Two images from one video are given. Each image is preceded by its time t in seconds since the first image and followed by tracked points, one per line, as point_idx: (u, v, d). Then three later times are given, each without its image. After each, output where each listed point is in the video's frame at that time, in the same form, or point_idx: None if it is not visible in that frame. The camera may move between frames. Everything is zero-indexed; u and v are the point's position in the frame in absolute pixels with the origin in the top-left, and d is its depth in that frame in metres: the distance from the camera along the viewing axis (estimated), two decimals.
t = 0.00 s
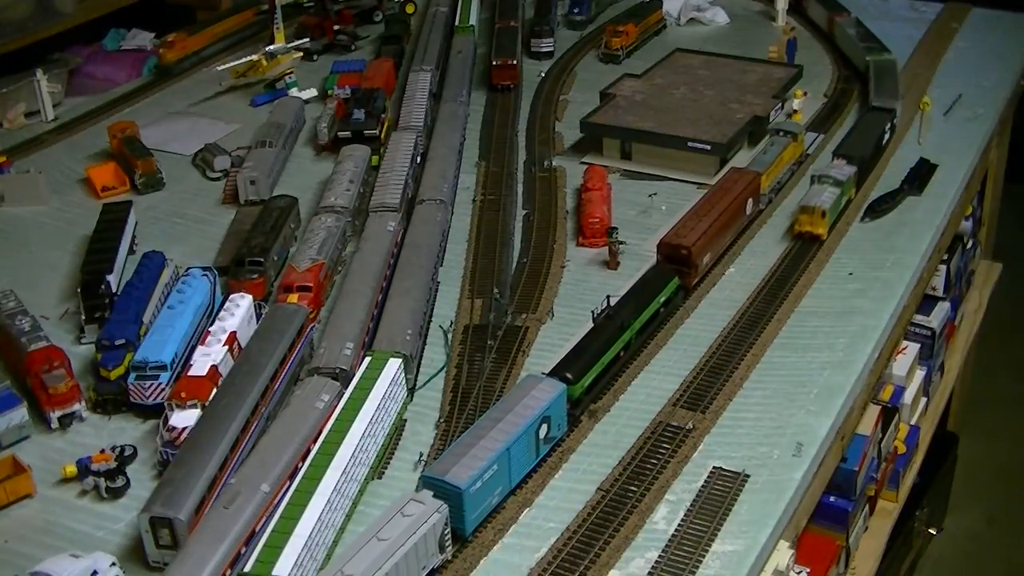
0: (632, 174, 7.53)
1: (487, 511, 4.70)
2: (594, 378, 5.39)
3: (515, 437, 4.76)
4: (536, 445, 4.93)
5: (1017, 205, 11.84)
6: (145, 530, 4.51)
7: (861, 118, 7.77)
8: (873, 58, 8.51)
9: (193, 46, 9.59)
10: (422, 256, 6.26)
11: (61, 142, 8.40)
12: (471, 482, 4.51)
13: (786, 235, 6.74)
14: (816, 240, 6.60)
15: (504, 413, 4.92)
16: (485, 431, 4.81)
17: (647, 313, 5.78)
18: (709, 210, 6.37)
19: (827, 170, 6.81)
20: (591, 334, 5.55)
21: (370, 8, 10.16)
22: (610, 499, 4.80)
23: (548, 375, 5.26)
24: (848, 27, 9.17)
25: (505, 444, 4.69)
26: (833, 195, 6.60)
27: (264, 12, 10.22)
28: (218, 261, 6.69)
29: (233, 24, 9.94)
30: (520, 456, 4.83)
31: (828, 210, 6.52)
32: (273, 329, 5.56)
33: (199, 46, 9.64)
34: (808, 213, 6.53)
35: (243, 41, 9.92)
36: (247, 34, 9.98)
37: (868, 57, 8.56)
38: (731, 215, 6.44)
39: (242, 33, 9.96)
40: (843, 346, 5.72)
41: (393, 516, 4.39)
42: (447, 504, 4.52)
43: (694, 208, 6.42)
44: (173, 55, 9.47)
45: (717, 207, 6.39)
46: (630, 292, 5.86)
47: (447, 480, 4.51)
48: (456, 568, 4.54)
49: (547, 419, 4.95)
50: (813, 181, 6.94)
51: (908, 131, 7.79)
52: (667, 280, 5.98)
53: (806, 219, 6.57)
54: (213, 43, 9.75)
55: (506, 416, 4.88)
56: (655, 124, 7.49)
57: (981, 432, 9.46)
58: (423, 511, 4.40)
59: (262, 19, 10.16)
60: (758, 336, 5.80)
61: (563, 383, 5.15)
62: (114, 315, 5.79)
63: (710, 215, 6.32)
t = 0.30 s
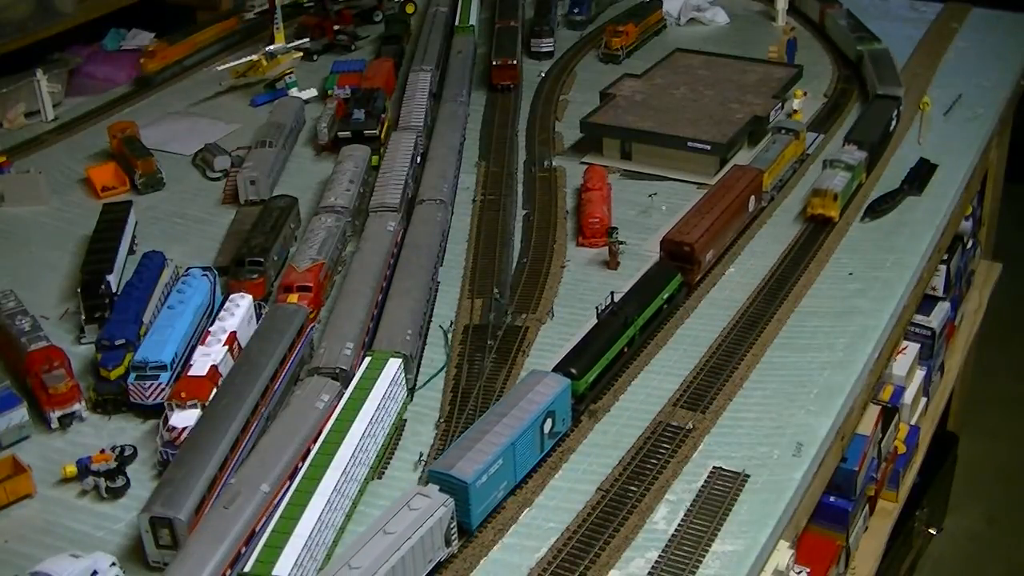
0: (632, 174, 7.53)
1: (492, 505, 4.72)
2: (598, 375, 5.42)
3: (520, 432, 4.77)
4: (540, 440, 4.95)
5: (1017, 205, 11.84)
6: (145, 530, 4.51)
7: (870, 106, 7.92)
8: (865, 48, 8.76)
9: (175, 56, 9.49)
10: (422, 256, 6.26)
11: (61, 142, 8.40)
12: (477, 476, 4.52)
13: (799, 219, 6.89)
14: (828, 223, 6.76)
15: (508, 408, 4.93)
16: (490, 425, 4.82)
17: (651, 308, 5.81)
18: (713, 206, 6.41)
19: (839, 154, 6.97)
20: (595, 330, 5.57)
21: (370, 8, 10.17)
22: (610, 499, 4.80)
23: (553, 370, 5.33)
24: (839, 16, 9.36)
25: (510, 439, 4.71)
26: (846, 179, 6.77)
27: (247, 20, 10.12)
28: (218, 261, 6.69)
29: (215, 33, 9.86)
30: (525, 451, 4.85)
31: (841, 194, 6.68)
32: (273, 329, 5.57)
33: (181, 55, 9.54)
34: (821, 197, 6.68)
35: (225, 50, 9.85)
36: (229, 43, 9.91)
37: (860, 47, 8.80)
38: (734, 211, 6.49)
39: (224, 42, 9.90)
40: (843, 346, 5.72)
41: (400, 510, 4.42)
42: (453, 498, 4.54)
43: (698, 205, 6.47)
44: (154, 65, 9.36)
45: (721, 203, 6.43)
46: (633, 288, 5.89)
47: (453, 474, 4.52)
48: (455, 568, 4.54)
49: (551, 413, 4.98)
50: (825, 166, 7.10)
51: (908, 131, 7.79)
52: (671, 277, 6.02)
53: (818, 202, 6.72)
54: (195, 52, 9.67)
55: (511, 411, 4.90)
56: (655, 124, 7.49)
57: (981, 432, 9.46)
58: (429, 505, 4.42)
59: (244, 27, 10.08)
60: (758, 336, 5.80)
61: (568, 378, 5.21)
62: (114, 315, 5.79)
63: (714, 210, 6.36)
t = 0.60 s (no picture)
0: (632, 174, 7.54)
1: (498, 499, 4.75)
2: (602, 371, 5.45)
3: (526, 426, 4.81)
4: (545, 434, 4.99)
5: (1017, 205, 11.84)
6: (145, 530, 4.51)
7: (872, 95, 8.08)
8: (856, 38, 8.99)
9: (155, 66, 9.32)
10: (422, 256, 6.26)
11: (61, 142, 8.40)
12: (483, 471, 4.56)
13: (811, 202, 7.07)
14: (840, 207, 6.92)
15: (514, 402, 4.97)
16: (496, 420, 4.86)
17: (655, 305, 5.85)
18: (716, 203, 6.45)
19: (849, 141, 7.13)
20: (599, 326, 5.60)
21: (370, 8, 10.17)
22: (610, 499, 4.80)
23: (557, 366, 5.36)
24: (831, 9, 9.52)
25: (516, 434, 4.75)
26: (857, 164, 6.94)
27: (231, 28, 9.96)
28: (218, 261, 6.69)
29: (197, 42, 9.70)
30: (530, 445, 4.89)
31: (852, 178, 6.87)
32: (273, 328, 5.57)
33: (162, 65, 9.36)
34: (833, 180, 6.87)
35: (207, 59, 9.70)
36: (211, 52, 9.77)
37: (851, 37, 9.03)
38: (738, 208, 6.52)
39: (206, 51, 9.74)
40: (843, 346, 5.72)
41: (407, 504, 4.45)
42: (459, 493, 4.57)
43: (701, 202, 6.51)
44: (134, 75, 9.17)
45: (725, 200, 6.48)
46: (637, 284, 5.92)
47: (459, 469, 4.56)
48: (455, 568, 4.53)
49: (556, 409, 5.01)
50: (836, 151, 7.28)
51: (908, 131, 7.79)
52: (674, 273, 6.06)
53: (830, 185, 6.91)
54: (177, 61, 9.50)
55: (516, 405, 4.94)
56: (655, 124, 7.49)
57: (981, 432, 9.46)
58: (435, 499, 4.45)
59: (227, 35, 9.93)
60: (758, 336, 5.80)
61: (572, 373, 5.25)
62: (114, 315, 5.79)
63: (716, 208, 6.40)
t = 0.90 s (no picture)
0: (632, 174, 7.54)
1: (502, 494, 4.77)
2: (606, 366, 5.46)
3: (530, 422, 4.83)
4: (549, 430, 5.01)
5: (1017, 205, 11.84)
6: (145, 530, 4.51)
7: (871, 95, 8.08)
8: (847, 28, 9.21)
9: (134, 76, 9.15)
10: (422, 256, 6.26)
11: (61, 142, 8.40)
12: (488, 466, 4.58)
13: (822, 188, 7.22)
14: (851, 190, 7.09)
15: (518, 398, 5.00)
16: (500, 415, 4.88)
17: (658, 301, 5.86)
18: (718, 201, 6.46)
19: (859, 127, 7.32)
20: (602, 323, 5.60)
21: (370, 8, 10.17)
22: (610, 498, 4.80)
23: (561, 362, 5.35)
24: (831, 9, 9.53)
25: (520, 429, 4.77)
26: (867, 149, 7.13)
27: (213, 37, 9.82)
28: (218, 261, 6.69)
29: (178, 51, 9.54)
30: (535, 441, 4.91)
31: (863, 163, 7.04)
32: (273, 329, 5.56)
33: (142, 75, 9.19)
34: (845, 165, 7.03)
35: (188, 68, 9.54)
36: (192, 61, 9.61)
37: (842, 28, 9.23)
38: (740, 206, 6.54)
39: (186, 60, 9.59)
40: (843, 346, 5.72)
41: (413, 498, 4.47)
42: (465, 488, 4.58)
43: (704, 199, 6.52)
44: (113, 84, 9.00)
45: (728, 197, 6.49)
46: (641, 281, 5.93)
47: (465, 463, 4.57)
48: (455, 568, 4.53)
49: (560, 404, 5.03)
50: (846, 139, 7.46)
51: (908, 131, 7.79)
52: (677, 270, 6.07)
53: (841, 170, 7.08)
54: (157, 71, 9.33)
55: (520, 401, 4.96)
56: (654, 124, 7.49)
57: (981, 432, 9.46)
58: (441, 493, 4.46)
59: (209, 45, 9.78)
60: (758, 336, 5.80)
61: (577, 369, 5.24)
62: (114, 315, 5.79)
63: (719, 205, 6.41)
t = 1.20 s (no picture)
0: (631, 174, 7.54)
1: (507, 489, 4.79)
2: (610, 362, 5.48)
3: (535, 417, 4.85)
4: (554, 425, 5.03)
5: (1017, 205, 11.84)
6: (145, 530, 4.51)
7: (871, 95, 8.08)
8: (836, 19, 9.39)
9: (113, 86, 8.97)
10: (422, 256, 6.26)
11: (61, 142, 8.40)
12: (493, 460, 4.60)
13: (833, 173, 7.39)
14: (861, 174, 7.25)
15: (523, 394, 5.02)
16: (505, 411, 4.90)
17: (661, 298, 5.88)
18: (720, 198, 6.49)
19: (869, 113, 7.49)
20: (606, 320, 5.61)
21: (370, 8, 10.17)
22: (610, 499, 4.80)
23: (565, 358, 5.38)
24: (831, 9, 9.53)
25: (525, 424, 4.79)
26: (877, 134, 7.30)
27: (195, 47, 9.67)
28: (218, 261, 6.69)
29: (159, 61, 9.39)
30: (540, 436, 4.93)
31: (873, 149, 7.20)
32: (273, 329, 5.57)
33: (120, 85, 9.01)
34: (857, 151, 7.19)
35: (169, 77, 9.36)
36: (174, 71, 9.44)
37: (831, 18, 9.41)
38: (742, 203, 6.56)
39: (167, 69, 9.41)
40: (843, 346, 5.72)
41: (419, 492, 4.47)
42: (470, 483, 4.61)
43: (706, 197, 6.55)
44: (90, 95, 8.82)
45: (731, 194, 6.53)
46: (645, 277, 5.97)
47: (471, 458, 4.60)
48: (455, 568, 4.53)
49: (564, 399, 5.06)
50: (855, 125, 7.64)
51: (908, 131, 7.79)
52: (680, 267, 6.10)
53: (853, 155, 7.24)
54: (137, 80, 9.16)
55: (525, 397, 4.98)
56: (654, 124, 7.49)
57: (981, 432, 9.46)
58: (447, 488, 4.49)
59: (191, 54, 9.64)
60: (758, 336, 5.80)
61: (580, 365, 5.27)
62: (114, 315, 5.79)
63: (721, 203, 6.43)
